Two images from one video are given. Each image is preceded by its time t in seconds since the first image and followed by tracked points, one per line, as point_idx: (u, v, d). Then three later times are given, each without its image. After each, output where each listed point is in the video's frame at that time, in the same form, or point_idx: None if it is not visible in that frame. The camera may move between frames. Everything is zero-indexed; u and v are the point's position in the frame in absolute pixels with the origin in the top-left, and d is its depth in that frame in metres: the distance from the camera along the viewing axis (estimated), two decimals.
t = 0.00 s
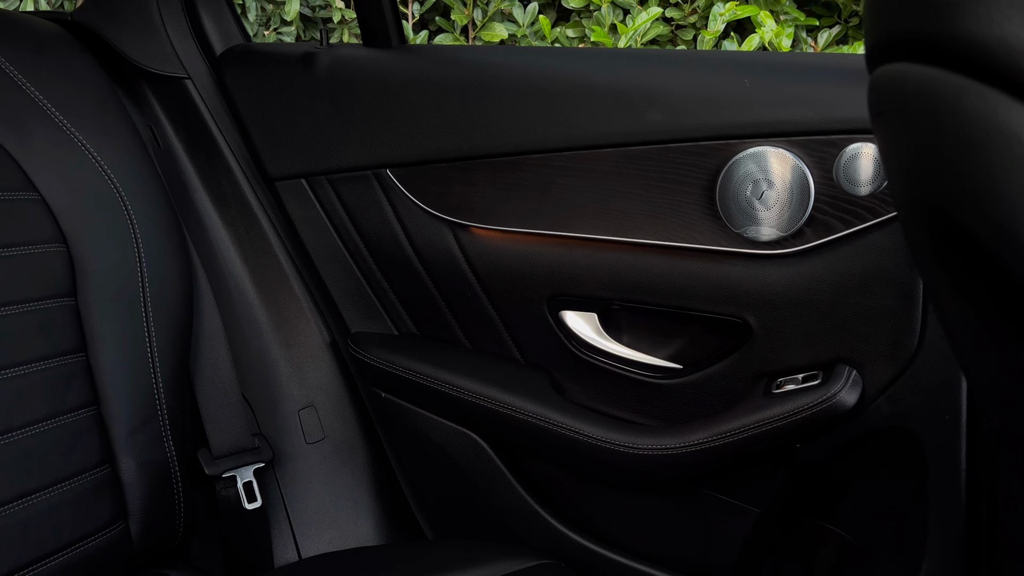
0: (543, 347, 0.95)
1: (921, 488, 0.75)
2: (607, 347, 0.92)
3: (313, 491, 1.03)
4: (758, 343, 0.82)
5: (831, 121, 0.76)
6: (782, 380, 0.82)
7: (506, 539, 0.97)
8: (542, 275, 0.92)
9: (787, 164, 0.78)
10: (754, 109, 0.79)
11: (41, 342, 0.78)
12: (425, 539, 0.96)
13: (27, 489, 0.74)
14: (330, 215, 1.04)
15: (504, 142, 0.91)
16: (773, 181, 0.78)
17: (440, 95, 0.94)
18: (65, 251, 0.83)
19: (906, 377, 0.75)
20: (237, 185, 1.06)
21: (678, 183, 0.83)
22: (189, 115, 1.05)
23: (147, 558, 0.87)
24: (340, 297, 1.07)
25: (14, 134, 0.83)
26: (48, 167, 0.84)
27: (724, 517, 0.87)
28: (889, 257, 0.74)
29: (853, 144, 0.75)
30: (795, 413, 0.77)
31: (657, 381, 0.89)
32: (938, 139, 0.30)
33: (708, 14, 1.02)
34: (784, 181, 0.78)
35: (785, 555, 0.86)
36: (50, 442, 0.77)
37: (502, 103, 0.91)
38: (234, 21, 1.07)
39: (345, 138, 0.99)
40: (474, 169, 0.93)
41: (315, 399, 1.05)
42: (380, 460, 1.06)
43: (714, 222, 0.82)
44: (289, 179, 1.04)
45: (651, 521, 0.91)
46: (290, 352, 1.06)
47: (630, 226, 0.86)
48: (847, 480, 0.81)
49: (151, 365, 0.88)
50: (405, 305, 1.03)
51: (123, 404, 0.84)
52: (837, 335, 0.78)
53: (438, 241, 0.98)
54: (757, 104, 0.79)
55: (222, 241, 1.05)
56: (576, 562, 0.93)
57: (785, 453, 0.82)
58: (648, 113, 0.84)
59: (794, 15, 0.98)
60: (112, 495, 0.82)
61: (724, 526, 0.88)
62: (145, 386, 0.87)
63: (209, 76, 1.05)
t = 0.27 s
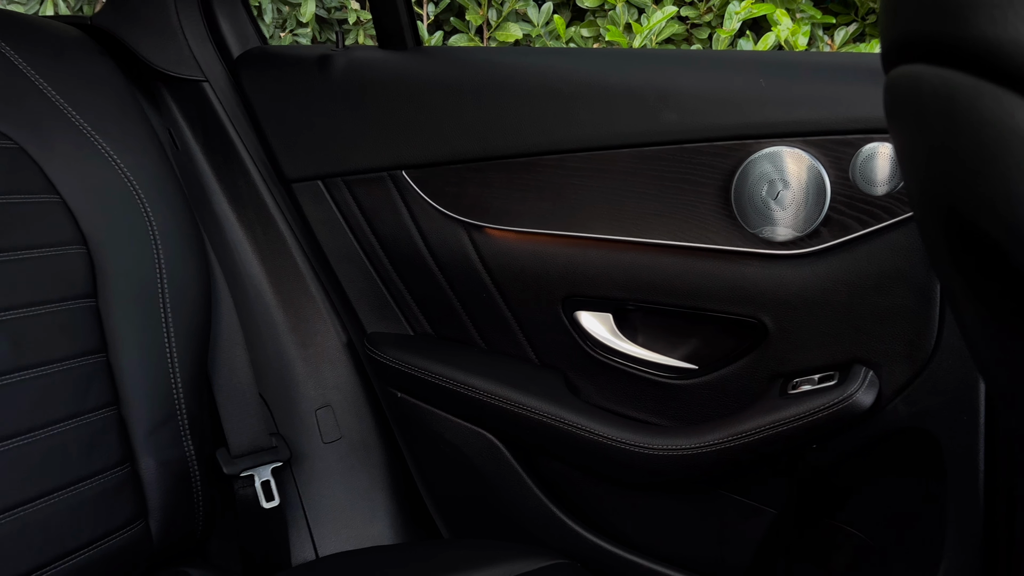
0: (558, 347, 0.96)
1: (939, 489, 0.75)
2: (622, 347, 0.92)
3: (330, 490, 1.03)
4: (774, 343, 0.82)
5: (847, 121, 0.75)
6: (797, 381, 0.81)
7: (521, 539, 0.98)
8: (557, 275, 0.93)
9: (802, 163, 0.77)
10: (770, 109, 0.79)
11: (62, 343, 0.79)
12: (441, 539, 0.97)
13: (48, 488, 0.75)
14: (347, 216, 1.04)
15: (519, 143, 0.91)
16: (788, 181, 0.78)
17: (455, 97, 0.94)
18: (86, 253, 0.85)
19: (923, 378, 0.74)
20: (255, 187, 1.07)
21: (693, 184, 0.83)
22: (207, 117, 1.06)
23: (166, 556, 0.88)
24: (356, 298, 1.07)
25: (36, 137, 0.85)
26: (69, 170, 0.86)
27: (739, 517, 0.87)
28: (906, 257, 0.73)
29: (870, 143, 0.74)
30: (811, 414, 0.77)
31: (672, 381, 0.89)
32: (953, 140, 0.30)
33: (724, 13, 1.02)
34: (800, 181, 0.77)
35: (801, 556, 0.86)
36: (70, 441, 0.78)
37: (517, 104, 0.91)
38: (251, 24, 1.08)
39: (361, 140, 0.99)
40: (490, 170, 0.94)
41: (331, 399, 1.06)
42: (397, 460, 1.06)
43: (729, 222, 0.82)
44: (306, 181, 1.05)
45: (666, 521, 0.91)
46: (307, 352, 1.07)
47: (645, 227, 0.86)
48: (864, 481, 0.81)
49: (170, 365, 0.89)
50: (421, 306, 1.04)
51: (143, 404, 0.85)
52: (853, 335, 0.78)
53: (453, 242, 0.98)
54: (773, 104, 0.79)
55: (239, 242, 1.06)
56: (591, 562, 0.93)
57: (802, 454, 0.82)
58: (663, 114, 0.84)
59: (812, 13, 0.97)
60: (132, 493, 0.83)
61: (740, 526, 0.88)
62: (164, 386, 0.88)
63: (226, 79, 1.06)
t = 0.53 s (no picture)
0: (582, 347, 0.96)
1: (967, 489, 0.74)
2: (645, 346, 0.92)
3: (355, 488, 1.05)
4: (799, 343, 0.82)
5: (873, 119, 0.75)
6: (822, 380, 0.81)
7: (545, 537, 0.98)
8: (580, 275, 0.93)
9: (827, 162, 0.77)
10: (794, 108, 0.79)
11: (93, 342, 0.81)
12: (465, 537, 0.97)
13: (81, 485, 0.77)
14: (371, 217, 1.06)
15: (542, 143, 0.92)
16: (813, 179, 0.78)
17: (478, 98, 0.95)
18: (117, 254, 0.86)
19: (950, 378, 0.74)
20: (281, 189, 1.08)
21: (717, 183, 0.83)
22: (235, 120, 1.07)
23: (196, 552, 0.89)
24: (381, 298, 1.08)
25: (68, 141, 0.87)
26: (101, 172, 0.88)
27: (764, 517, 0.87)
28: (932, 256, 0.73)
29: (895, 142, 0.74)
30: (836, 414, 0.77)
31: (696, 381, 0.89)
32: (978, 140, 0.30)
33: (748, 10, 1.02)
34: (824, 180, 0.77)
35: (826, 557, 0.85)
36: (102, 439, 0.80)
37: (540, 104, 0.91)
38: (277, 27, 1.10)
39: (386, 141, 1.00)
40: (513, 170, 0.94)
41: (356, 398, 1.07)
42: (421, 458, 1.07)
43: (753, 221, 0.82)
44: (331, 182, 1.06)
45: (690, 521, 0.91)
46: (332, 352, 1.08)
47: (668, 226, 0.86)
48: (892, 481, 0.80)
49: (200, 364, 0.90)
50: (445, 306, 1.05)
51: (173, 402, 0.87)
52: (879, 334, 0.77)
53: (477, 241, 0.99)
54: (797, 103, 0.79)
55: (266, 243, 1.08)
56: (615, 561, 0.94)
57: (827, 453, 0.82)
58: (686, 113, 0.84)
59: (836, 10, 0.97)
60: (163, 490, 0.85)
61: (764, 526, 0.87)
62: (194, 385, 0.89)
63: (253, 82, 1.08)
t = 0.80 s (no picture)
0: (605, 346, 0.96)
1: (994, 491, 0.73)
2: (668, 346, 0.92)
3: (379, 486, 1.05)
4: (823, 342, 0.81)
5: (899, 117, 0.74)
6: (847, 380, 0.80)
7: (568, 536, 0.98)
8: (602, 274, 0.93)
9: (851, 160, 0.76)
10: (818, 106, 0.78)
11: (123, 341, 0.83)
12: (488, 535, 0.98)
13: (111, 482, 0.79)
14: (395, 218, 1.06)
15: (564, 143, 0.92)
16: (837, 178, 0.77)
17: (501, 98, 0.95)
18: (145, 255, 0.88)
19: (977, 378, 0.73)
20: (306, 190, 1.09)
21: (740, 181, 0.83)
22: (261, 122, 1.09)
23: (223, 548, 0.91)
24: (404, 297, 1.09)
25: (98, 144, 0.88)
26: (130, 175, 0.89)
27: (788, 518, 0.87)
28: (959, 255, 0.72)
29: (921, 140, 0.73)
30: (861, 414, 0.76)
31: (719, 380, 0.89)
32: (999, 142, 0.29)
33: (773, 6, 0.99)
34: (848, 178, 0.76)
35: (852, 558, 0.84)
36: (132, 437, 0.81)
37: (562, 104, 0.92)
38: (302, 30, 1.11)
39: (409, 142, 1.01)
40: (535, 170, 0.95)
41: (380, 396, 1.08)
42: (445, 457, 1.08)
43: (776, 220, 0.81)
44: (355, 183, 1.07)
45: (713, 521, 0.91)
46: (356, 351, 1.09)
47: (692, 225, 0.86)
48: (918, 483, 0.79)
49: (226, 363, 0.91)
50: (467, 305, 1.05)
51: (200, 401, 0.88)
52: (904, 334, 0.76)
53: (499, 241, 0.99)
54: (821, 101, 0.78)
55: (291, 244, 1.09)
56: (637, 560, 0.94)
57: (852, 454, 0.81)
58: (709, 112, 0.83)
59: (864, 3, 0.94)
60: (190, 487, 0.86)
61: (788, 526, 0.87)
62: (220, 383, 0.90)
63: (278, 84, 1.09)
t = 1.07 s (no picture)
0: (633, 349, 0.96)
1: None
2: (697, 349, 0.91)
3: (409, 487, 1.06)
4: (854, 347, 0.80)
5: (931, 119, 0.73)
6: (878, 385, 0.79)
7: (596, 538, 0.98)
8: (630, 278, 0.93)
9: (884, 164, 0.75)
10: (848, 108, 0.77)
11: (160, 344, 0.85)
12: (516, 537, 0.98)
13: (149, 481, 0.81)
14: (424, 221, 1.08)
15: (592, 146, 0.92)
16: (868, 182, 0.76)
17: (528, 102, 0.95)
18: (181, 259, 0.90)
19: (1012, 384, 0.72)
20: (337, 194, 1.11)
21: (769, 184, 0.82)
22: (293, 127, 1.10)
23: (256, 547, 0.92)
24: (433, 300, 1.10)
25: (135, 151, 0.90)
26: (167, 181, 0.91)
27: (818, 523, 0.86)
28: (994, 258, 0.71)
29: (954, 142, 0.72)
30: (893, 419, 0.75)
31: (749, 384, 0.88)
32: None
33: (805, 2, 0.98)
34: (880, 182, 0.75)
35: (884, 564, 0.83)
36: (168, 438, 0.83)
37: (590, 107, 0.92)
38: (332, 35, 1.13)
39: (438, 147, 1.02)
40: (563, 173, 0.95)
41: (410, 398, 1.09)
42: (473, 458, 1.09)
43: (806, 223, 0.80)
44: (385, 187, 1.08)
45: (742, 525, 0.90)
46: (386, 353, 1.10)
47: (720, 228, 0.85)
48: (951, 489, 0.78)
49: (259, 365, 0.93)
50: (496, 308, 1.06)
51: (234, 402, 0.90)
52: (937, 338, 0.75)
53: (527, 244, 1.00)
54: (851, 103, 0.77)
55: (322, 247, 1.11)
56: (665, 563, 0.94)
57: (884, 459, 0.80)
58: (737, 115, 0.83)
59: None
60: (225, 486, 0.88)
61: (818, 532, 0.86)
62: (253, 384, 0.92)
63: (309, 90, 1.11)
